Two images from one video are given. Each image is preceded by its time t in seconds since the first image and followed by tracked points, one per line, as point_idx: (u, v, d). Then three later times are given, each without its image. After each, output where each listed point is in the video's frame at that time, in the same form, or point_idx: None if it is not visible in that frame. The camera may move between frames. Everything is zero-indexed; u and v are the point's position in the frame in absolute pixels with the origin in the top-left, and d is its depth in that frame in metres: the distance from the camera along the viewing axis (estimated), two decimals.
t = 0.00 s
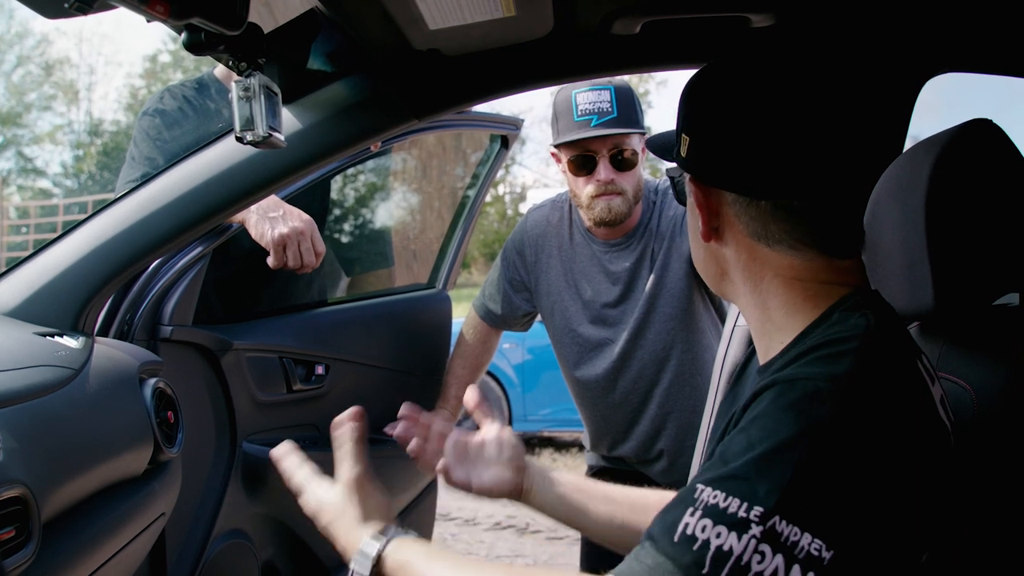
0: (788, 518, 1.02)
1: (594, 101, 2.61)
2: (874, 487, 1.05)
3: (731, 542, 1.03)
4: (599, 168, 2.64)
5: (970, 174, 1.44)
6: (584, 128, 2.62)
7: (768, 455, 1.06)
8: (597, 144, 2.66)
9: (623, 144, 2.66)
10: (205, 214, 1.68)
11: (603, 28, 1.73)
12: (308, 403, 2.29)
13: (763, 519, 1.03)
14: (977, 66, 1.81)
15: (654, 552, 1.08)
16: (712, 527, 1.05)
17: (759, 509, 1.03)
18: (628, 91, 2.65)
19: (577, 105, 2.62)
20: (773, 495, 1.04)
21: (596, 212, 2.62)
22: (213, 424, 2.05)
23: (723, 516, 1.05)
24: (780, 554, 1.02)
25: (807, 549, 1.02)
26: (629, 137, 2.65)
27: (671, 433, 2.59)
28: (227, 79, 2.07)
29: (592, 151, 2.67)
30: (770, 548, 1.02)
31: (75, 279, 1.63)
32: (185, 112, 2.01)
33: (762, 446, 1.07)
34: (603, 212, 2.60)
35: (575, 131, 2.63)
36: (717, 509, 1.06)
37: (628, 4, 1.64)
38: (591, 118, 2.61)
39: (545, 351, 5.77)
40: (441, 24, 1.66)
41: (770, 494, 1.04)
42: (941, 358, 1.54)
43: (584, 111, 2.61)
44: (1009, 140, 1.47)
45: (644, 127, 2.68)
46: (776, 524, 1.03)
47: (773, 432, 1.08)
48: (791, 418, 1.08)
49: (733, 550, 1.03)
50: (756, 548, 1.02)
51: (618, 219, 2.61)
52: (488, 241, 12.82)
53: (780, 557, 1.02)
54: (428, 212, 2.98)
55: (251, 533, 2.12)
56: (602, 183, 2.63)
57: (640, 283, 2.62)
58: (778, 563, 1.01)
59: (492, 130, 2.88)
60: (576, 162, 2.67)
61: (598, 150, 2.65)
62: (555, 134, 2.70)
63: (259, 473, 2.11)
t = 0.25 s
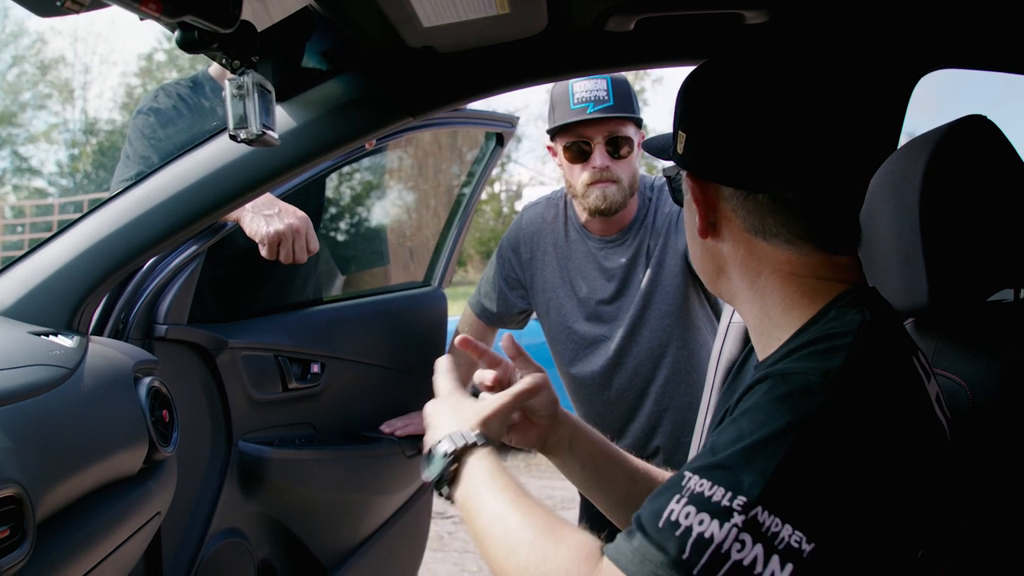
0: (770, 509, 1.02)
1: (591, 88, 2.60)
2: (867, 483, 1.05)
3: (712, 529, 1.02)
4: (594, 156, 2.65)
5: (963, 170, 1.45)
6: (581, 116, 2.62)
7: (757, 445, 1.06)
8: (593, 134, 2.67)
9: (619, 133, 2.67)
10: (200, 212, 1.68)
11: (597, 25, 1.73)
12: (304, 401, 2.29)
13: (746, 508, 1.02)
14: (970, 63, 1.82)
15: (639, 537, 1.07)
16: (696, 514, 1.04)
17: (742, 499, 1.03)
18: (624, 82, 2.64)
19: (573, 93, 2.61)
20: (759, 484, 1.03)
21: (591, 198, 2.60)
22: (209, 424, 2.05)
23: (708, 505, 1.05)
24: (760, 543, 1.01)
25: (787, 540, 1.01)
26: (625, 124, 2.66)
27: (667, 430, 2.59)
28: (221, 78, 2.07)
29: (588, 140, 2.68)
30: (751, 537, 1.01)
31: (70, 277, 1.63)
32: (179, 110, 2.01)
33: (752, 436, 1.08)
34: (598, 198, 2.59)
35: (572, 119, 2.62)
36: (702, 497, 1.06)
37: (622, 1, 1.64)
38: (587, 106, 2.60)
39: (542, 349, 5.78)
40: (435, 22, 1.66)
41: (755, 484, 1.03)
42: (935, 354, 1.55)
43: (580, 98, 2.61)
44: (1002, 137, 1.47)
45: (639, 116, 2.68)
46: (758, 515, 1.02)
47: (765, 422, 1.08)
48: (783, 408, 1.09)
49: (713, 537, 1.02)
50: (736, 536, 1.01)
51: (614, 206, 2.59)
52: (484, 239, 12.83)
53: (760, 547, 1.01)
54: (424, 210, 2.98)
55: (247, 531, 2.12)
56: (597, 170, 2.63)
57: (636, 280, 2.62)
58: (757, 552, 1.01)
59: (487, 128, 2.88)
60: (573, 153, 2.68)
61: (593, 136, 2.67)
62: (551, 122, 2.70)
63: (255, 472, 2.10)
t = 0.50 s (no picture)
0: (745, 497, 1.04)
1: (588, 88, 2.61)
2: (862, 485, 1.05)
3: (688, 514, 1.06)
4: (592, 155, 2.66)
5: (960, 171, 1.45)
6: (578, 115, 2.62)
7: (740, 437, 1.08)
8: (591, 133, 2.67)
9: (618, 132, 2.66)
10: (196, 217, 1.68)
11: (593, 28, 1.73)
12: (302, 405, 2.29)
13: (722, 495, 1.05)
14: (966, 64, 1.82)
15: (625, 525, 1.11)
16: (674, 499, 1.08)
17: (719, 486, 1.06)
18: (621, 82, 2.64)
19: (571, 93, 2.62)
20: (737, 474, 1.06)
21: (589, 199, 2.61)
22: (207, 428, 2.04)
23: (687, 491, 1.08)
24: (733, 531, 1.04)
25: (761, 530, 1.03)
26: (623, 123, 2.66)
27: (666, 431, 2.59)
28: (219, 82, 2.08)
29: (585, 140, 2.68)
30: (724, 524, 1.04)
31: (67, 281, 1.63)
32: (177, 115, 2.01)
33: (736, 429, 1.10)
34: (597, 199, 2.60)
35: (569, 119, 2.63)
36: (682, 484, 1.09)
37: (618, 4, 1.64)
38: (585, 106, 2.61)
39: (540, 351, 5.78)
40: (431, 25, 1.66)
41: (732, 472, 1.06)
42: (933, 355, 1.55)
43: (578, 98, 2.61)
44: (999, 138, 1.47)
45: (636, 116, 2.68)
46: (734, 502, 1.04)
47: (750, 416, 1.10)
48: (767, 403, 1.10)
49: (687, 522, 1.05)
50: (710, 523, 1.04)
51: (612, 206, 2.60)
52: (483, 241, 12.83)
53: (733, 535, 1.03)
54: (422, 212, 2.98)
55: (246, 535, 2.12)
56: (595, 171, 2.64)
57: (633, 282, 2.62)
58: (729, 539, 1.03)
59: (484, 130, 2.89)
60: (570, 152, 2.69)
61: (591, 134, 2.66)
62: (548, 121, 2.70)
63: (253, 475, 2.10)
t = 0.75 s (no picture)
0: (719, 480, 1.10)
1: (577, 90, 2.62)
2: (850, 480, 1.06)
3: (663, 497, 1.11)
4: (582, 156, 2.66)
5: (947, 167, 1.46)
6: (567, 116, 2.63)
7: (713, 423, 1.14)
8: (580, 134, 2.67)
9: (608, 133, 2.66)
10: (185, 217, 1.68)
11: (581, 27, 1.73)
12: (294, 405, 2.29)
13: (696, 479, 1.11)
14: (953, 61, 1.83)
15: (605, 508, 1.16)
16: (652, 483, 1.13)
17: (693, 470, 1.11)
18: (610, 83, 2.65)
19: (560, 94, 2.63)
20: (709, 457, 1.11)
21: (580, 200, 2.61)
22: (198, 429, 2.04)
23: (664, 475, 1.13)
24: (707, 513, 1.09)
25: (735, 512, 1.08)
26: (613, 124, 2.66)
27: (659, 429, 2.60)
28: (208, 82, 2.08)
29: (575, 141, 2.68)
30: (698, 506, 1.09)
31: (57, 282, 1.62)
32: (167, 115, 2.00)
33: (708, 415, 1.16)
34: (587, 200, 2.60)
35: (558, 120, 2.64)
36: (661, 469, 1.14)
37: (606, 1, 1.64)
38: (574, 107, 2.62)
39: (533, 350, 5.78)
40: (420, 25, 1.66)
41: (706, 455, 1.12)
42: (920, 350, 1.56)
43: (567, 100, 2.62)
44: (986, 134, 1.48)
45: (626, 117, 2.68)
46: (707, 486, 1.10)
47: (724, 402, 1.16)
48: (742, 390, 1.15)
49: (662, 504, 1.11)
50: (684, 504, 1.10)
51: (603, 207, 2.60)
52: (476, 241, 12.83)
53: (707, 516, 1.09)
54: (414, 212, 2.98)
55: (239, 536, 2.12)
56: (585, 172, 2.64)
57: (625, 280, 2.62)
58: (704, 520, 1.09)
59: (476, 130, 2.89)
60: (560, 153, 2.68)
61: (581, 137, 2.65)
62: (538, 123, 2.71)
63: (245, 476, 2.11)
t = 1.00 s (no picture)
0: (724, 491, 1.09)
1: (578, 92, 2.62)
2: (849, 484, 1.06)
3: (668, 508, 1.11)
4: (582, 159, 2.66)
5: (947, 172, 1.46)
6: (568, 119, 2.63)
7: (722, 432, 1.14)
8: (581, 137, 2.67)
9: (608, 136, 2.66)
10: (186, 218, 1.68)
11: (582, 30, 1.73)
12: (294, 406, 2.29)
13: (701, 490, 1.11)
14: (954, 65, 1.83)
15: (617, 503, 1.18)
16: (657, 494, 1.14)
17: (698, 480, 1.11)
18: (611, 86, 2.66)
19: (560, 97, 2.63)
20: (714, 467, 1.11)
21: (579, 202, 2.62)
22: (198, 430, 2.04)
23: (670, 486, 1.13)
24: (712, 523, 1.09)
25: (741, 523, 1.08)
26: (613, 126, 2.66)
27: (658, 432, 2.60)
28: (209, 83, 2.07)
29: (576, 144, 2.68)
30: (704, 516, 1.09)
31: (57, 283, 1.62)
32: (167, 116, 2.00)
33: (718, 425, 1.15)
34: (587, 203, 2.61)
35: (559, 123, 2.64)
36: (666, 480, 1.14)
37: (607, 4, 1.64)
38: (574, 109, 2.62)
39: (533, 352, 5.78)
40: (421, 27, 1.66)
41: (712, 465, 1.12)
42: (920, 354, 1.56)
43: (568, 102, 2.62)
44: (987, 138, 1.48)
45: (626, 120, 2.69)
46: (713, 496, 1.10)
47: (731, 411, 1.16)
48: (750, 399, 1.15)
49: (668, 515, 1.11)
50: (689, 516, 1.10)
51: (602, 209, 2.61)
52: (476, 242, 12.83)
53: (713, 527, 1.08)
54: (415, 213, 2.98)
55: (238, 537, 2.11)
56: (585, 174, 2.64)
57: (624, 283, 2.63)
58: (709, 531, 1.08)
59: (477, 132, 2.89)
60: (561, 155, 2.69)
61: (580, 140, 2.67)
62: (538, 125, 2.71)
63: (245, 477, 2.11)
